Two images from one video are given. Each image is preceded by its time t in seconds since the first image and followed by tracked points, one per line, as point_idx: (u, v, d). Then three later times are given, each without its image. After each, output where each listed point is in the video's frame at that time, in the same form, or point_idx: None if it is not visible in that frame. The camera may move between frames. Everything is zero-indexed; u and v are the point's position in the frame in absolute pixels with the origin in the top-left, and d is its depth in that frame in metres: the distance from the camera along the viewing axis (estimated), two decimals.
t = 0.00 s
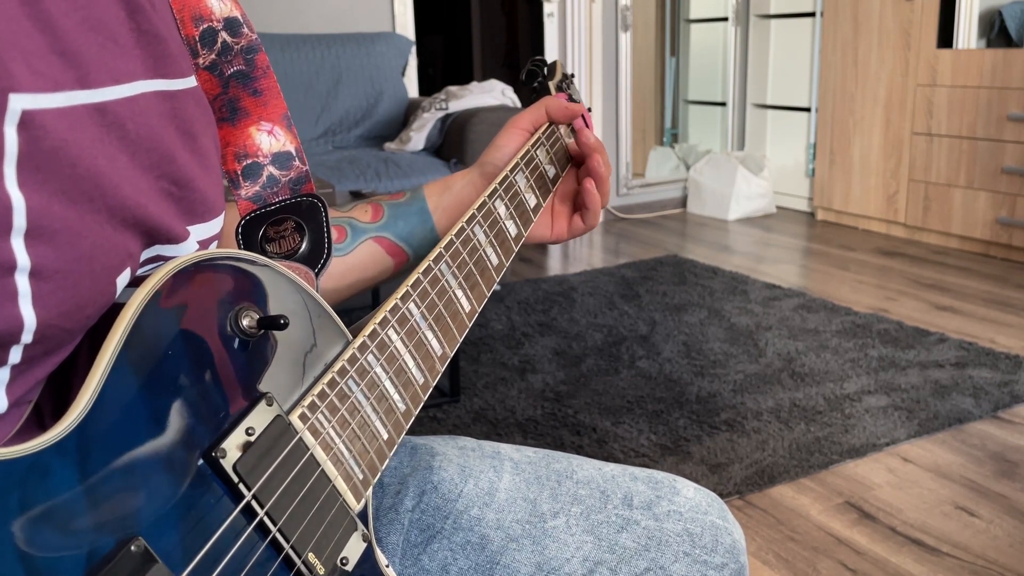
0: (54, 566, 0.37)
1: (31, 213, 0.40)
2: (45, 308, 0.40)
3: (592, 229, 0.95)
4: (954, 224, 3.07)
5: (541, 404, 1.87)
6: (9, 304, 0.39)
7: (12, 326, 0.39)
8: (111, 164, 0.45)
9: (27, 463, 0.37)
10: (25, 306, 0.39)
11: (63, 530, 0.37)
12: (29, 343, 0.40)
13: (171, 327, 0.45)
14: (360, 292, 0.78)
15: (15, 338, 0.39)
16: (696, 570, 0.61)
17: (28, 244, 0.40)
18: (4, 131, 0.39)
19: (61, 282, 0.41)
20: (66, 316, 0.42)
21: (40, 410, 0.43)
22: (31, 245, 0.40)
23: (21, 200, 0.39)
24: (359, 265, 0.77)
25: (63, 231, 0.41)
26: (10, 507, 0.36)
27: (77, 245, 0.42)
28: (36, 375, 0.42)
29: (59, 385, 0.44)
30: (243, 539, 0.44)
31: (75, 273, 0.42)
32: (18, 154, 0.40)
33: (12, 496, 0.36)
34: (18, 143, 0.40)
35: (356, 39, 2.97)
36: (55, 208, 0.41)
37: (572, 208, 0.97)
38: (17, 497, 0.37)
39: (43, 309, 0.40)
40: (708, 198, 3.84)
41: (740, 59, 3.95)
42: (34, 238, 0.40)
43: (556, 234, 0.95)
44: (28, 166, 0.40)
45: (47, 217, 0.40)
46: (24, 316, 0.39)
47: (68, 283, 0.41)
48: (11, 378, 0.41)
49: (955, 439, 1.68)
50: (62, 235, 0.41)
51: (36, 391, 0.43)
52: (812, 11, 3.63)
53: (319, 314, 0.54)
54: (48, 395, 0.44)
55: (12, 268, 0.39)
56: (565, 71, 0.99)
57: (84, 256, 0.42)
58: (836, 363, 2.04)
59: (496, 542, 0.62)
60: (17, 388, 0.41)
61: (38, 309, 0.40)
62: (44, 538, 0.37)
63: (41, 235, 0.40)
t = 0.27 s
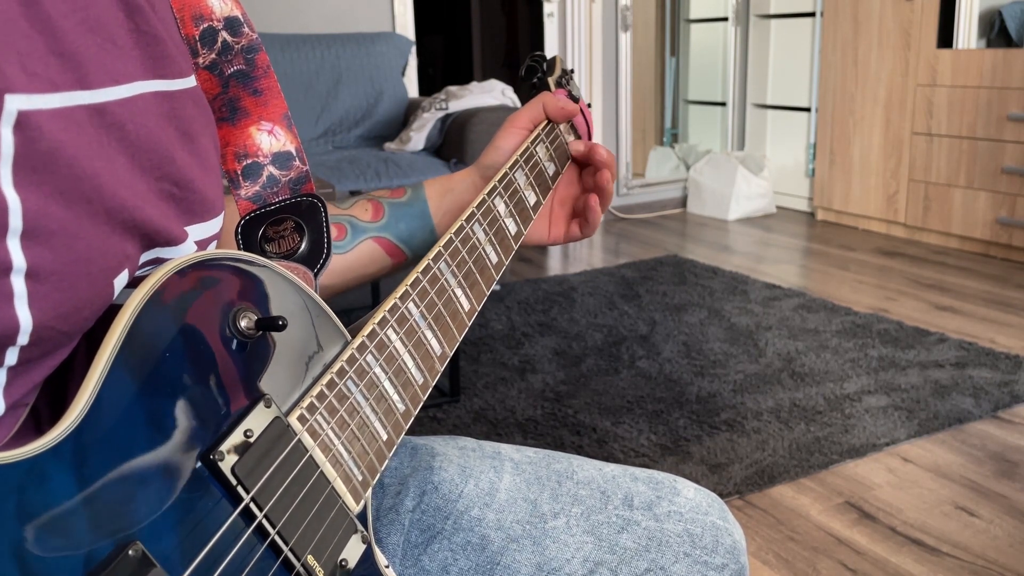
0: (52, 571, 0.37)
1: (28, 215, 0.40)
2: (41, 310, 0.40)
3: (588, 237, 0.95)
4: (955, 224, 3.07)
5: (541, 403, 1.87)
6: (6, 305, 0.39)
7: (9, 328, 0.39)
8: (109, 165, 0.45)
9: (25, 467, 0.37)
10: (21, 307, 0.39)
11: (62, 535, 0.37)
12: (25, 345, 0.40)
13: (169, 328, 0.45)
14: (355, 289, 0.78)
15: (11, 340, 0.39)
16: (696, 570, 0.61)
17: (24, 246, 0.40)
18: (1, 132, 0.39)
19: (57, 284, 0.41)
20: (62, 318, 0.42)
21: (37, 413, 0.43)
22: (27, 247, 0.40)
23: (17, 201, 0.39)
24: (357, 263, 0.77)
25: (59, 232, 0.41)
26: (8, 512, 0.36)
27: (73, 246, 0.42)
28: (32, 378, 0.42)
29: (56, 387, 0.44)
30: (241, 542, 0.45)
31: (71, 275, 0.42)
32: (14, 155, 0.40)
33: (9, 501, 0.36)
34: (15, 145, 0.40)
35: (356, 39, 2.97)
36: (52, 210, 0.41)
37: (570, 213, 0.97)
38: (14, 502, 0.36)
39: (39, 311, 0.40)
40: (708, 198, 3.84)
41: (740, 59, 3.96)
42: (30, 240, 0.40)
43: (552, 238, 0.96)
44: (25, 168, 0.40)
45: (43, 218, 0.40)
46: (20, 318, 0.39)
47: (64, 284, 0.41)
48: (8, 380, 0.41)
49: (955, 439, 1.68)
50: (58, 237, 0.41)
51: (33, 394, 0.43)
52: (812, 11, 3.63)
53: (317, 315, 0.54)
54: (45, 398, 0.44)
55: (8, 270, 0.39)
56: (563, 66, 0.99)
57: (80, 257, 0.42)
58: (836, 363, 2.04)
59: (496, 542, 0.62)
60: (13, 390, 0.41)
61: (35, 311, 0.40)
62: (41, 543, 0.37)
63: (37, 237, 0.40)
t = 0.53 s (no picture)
0: (53, 566, 0.37)
1: (31, 214, 0.40)
2: (45, 310, 0.40)
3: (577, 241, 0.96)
4: (955, 224, 3.06)
5: (541, 403, 1.87)
6: (9, 305, 0.39)
7: (13, 328, 0.39)
8: (110, 165, 0.45)
9: (26, 464, 0.38)
10: (24, 306, 0.39)
11: (61, 532, 0.38)
12: (28, 344, 0.40)
13: (169, 327, 0.45)
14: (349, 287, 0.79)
15: (15, 339, 0.39)
16: (695, 570, 0.61)
17: (28, 245, 0.40)
18: (4, 132, 0.39)
19: (60, 283, 0.41)
20: (65, 318, 0.42)
21: (39, 412, 0.43)
22: (30, 246, 0.40)
23: (21, 201, 0.39)
24: (350, 262, 0.78)
25: (62, 232, 0.41)
26: (9, 508, 0.36)
27: (76, 246, 0.42)
28: (35, 377, 0.42)
29: (57, 387, 0.44)
30: (242, 540, 0.44)
31: (74, 275, 0.42)
32: (18, 155, 0.40)
33: (10, 498, 0.37)
34: (19, 145, 0.40)
35: (356, 39, 2.97)
36: (55, 210, 0.41)
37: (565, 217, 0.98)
38: (15, 498, 0.37)
39: (43, 310, 0.40)
40: (707, 198, 3.84)
41: (740, 59, 3.95)
42: (34, 240, 0.40)
43: (543, 238, 0.96)
44: (28, 168, 0.40)
45: (47, 218, 0.40)
46: (24, 317, 0.39)
47: (67, 284, 0.41)
48: (12, 379, 0.41)
49: (955, 439, 1.68)
50: (62, 237, 0.41)
51: (35, 394, 0.43)
52: (812, 11, 3.63)
53: (317, 314, 0.54)
54: (47, 398, 0.44)
55: (12, 269, 0.39)
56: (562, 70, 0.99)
57: (83, 257, 0.42)
58: (836, 363, 2.04)
59: (496, 541, 0.62)
60: (17, 390, 0.41)
61: (38, 311, 0.40)
62: (42, 539, 0.37)
63: (41, 237, 0.40)
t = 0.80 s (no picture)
0: (52, 566, 0.37)
1: (30, 212, 0.40)
2: (43, 309, 0.40)
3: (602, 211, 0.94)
4: (955, 224, 3.07)
5: (541, 403, 1.87)
6: (8, 303, 0.39)
7: (10, 326, 0.39)
8: (111, 164, 0.45)
9: (24, 465, 0.38)
10: (23, 305, 0.39)
11: (60, 531, 0.37)
12: (26, 342, 0.40)
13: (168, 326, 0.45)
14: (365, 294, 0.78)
15: (12, 337, 0.39)
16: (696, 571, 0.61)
17: (26, 244, 0.40)
18: (4, 131, 0.39)
19: (58, 282, 0.41)
20: (64, 317, 0.42)
21: (37, 413, 0.43)
22: (28, 244, 0.40)
23: (19, 199, 0.39)
24: (362, 265, 0.77)
25: (60, 231, 0.41)
26: (8, 507, 0.36)
27: (74, 245, 0.42)
28: (34, 376, 0.42)
29: (57, 387, 0.44)
30: (241, 540, 0.44)
31: (72, 274, 0.42)
32: (18, 153, 0.40)
33: (9, 498, 0.36)
34: (18, 143, 0.40)
35: (356, 39, 2.97)
36: (54, 208, 0.41)
37: (578, 195, 0.96)
38: (14, 498, 0.37)
39: (40, 308, 0.40)
40: (708, 198, 3.84)
41: (740, 59, 3.96)
42: (31, 237, 0.40)
43: (566, 225, 0.94)
44: (28, 166, 0.40)
45: (45, 217, 0.40)
46: (21, 315, 0.39)
47: (65, 282, 0.41)
48: (10, 378, 0.41)
49: (955, 439, 1.68)
50: (59, 236, 0.41)
51: (33, 394, 0.43)
52: (812, 11, 3.63)
53: (316, 314, 0.54)
54: (46, 398, 0.44)
55: (10, 267, 0.39)
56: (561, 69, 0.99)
57: (81, 256, 0.42)
58: (836, 363, 2.04)
59: (496, 542, 0.62)
60: (14, 390, 0.41)
61: (35, 309, 0.40)
62: (41, 539, 0.37)
63: (39, 235, 0.40)
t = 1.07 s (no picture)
0: (59, 563, 0.37)
1: (39, 211, 0.40)
2: (51, 306, 0.40)
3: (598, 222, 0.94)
4: (954, 224, 3.06)
5: (541, 403, 1.87)
6: (15, 301, 0.39)
7: (18, 323, 0.39)
8: (118, 162, 0.45)
9: (31, 462, 0.37)
10: (31, 303, 0.39)
11: (67, 529, 0.37)
12: (34, 340, 0.40)
13: (174, 323, 0.45)
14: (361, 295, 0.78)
15: (21, 335, 0.39)
16: (695, 569, 0.61)
17: (34, 242, 0.40)
18: (13, 129, 0.39)
19: (67, 280, 0.41)
20: (71, 314, 0.42)
21: (44, 410, 0.43)
22: (37, 243, 0.40)
23: (29, 197, 0.39)
24: (360, 266, 0.77)
25: (69, 229, 0.41)
26: (17, 504, 0.36)
27: (82, 243, 0.42)
28: (40, 374, 0.42)
29: (63, 383, 0.45)
30: (246, 538, 0.45)
31: (80, 272, 0.42)
32: (27, 151, 0.40)
33: (17, 494, 0.36)
34: (27, 141, 0.40)
35: (357, 39, 2.97)
36: (62, 206, 0.41)
37: (575, 205, 0.96)
38: (22, 495, 0.36)
39: (49, 306, 0.40)
40: (707, 198, 3.84)
41: (740, 59, 3.96)
42: (41, 236, 0.40)
43: (561, 234, 0.94)
44: (37, 164, 0.40)
45: (53, 214, 0.40)
46: (29, 312, 0.39)
47: (73, 280, 0.41)
48: (17, 376, 0.41)
49: (955, 439, 1.68)
50: (68, 234, 0.41)
51: (39, 391, 0.43)
52: (812, 11, 3.63)
53: (320, 315, 0.54)
54: (52, 395, 0.44)
55: (18, 265, 0.39)
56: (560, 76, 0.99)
57: (88, 254, 0.42)
58: (836, 363, 2.04)
59: (496, 541, 0.62)
60: (21, 387, 0.41)
61: (44, 307, 0.40)
62: (48, 537, 0.37)
63: (48, 233, 0.40)
